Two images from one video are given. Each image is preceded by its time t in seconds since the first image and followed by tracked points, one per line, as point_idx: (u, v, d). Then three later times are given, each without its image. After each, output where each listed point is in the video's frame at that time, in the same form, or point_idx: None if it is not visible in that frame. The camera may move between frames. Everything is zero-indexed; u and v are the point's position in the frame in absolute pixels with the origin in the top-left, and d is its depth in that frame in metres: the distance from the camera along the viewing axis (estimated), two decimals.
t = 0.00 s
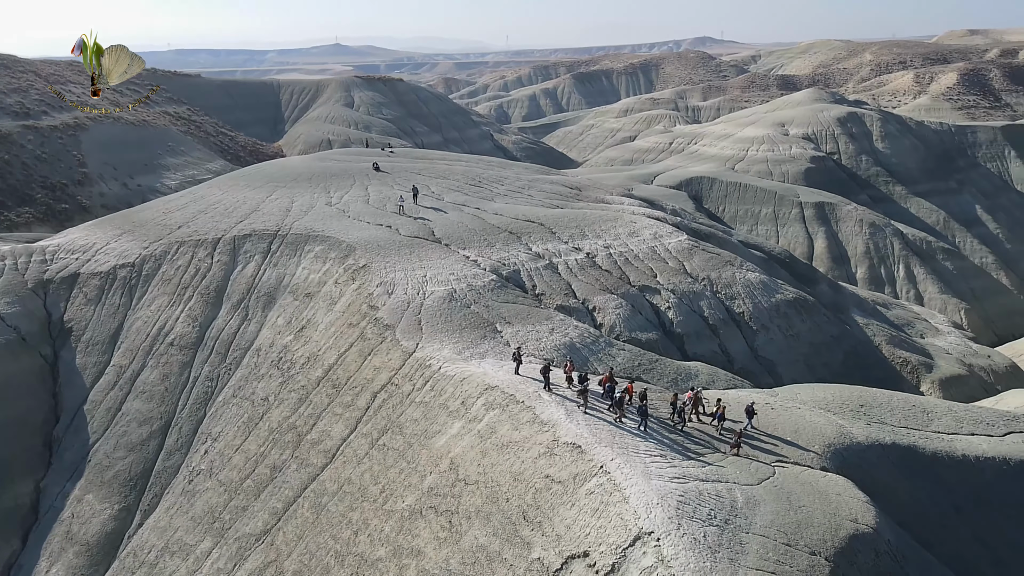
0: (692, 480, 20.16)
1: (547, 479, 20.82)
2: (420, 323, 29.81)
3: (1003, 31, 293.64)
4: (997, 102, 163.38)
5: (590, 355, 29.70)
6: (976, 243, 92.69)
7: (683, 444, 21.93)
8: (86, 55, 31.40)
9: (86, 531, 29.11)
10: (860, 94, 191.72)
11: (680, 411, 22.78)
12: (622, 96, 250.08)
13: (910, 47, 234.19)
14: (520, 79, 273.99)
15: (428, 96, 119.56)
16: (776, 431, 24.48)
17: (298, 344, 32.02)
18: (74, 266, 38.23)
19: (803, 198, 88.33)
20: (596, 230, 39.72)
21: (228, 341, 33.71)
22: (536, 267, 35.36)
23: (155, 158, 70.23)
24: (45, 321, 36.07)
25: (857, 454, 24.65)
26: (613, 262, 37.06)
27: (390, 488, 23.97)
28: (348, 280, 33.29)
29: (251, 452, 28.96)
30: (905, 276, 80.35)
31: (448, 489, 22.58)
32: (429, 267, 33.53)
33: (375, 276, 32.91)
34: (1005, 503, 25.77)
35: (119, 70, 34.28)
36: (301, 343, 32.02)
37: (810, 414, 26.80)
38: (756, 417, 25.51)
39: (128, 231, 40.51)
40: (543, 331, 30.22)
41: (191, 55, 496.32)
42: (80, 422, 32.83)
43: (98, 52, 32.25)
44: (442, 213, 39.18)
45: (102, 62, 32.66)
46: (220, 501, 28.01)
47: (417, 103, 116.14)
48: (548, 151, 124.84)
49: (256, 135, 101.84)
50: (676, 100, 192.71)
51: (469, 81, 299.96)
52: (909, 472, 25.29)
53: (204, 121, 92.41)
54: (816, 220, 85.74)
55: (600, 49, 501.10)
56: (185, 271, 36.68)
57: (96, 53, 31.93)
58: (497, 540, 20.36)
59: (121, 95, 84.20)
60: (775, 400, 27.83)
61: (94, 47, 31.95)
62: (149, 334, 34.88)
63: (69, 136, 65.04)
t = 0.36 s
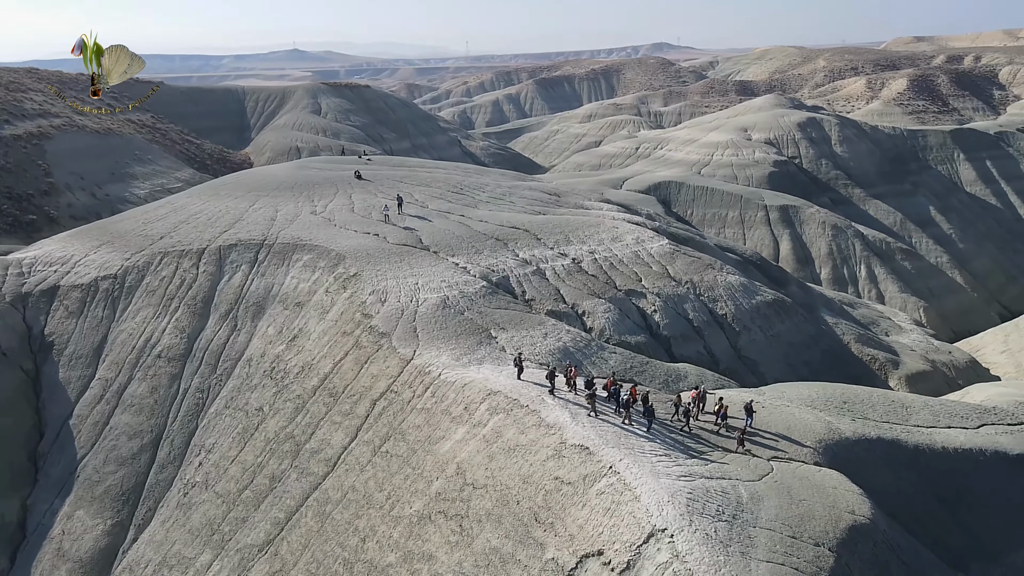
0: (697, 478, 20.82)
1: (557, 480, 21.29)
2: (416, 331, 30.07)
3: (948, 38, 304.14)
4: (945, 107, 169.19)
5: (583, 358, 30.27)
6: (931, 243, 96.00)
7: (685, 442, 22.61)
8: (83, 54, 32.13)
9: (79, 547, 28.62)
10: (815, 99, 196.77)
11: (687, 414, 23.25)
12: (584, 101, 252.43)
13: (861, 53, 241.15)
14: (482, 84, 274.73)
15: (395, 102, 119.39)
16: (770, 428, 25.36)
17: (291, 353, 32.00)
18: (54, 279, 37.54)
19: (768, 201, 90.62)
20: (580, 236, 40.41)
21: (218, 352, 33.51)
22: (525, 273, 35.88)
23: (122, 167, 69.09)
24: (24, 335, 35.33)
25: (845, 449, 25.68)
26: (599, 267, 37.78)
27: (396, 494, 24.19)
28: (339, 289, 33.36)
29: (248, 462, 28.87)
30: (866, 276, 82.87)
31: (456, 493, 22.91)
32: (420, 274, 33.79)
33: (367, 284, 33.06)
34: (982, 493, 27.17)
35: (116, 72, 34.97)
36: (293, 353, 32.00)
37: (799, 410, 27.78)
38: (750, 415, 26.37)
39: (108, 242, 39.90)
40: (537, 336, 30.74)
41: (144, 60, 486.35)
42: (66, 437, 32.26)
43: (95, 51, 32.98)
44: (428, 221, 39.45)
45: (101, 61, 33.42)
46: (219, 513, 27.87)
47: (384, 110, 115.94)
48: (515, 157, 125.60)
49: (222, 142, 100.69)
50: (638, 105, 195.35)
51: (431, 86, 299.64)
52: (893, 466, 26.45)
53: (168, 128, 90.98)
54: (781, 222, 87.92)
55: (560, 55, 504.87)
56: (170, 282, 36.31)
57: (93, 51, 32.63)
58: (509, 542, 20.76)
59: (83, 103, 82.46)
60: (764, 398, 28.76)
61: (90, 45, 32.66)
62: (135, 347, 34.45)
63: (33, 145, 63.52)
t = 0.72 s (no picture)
0: (704, 476, 21.41)
1: (566, 482, 21.70)
2: (411, 338, 30.23)
3: (894, 45, 314.35)
4: (896, 112, 174.79)
5: (577, 362, 30.78)
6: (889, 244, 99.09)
7: (687, 442, 23.24)
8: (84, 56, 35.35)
9: (70, 565, 28.06)
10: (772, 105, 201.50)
11: (691, 415, 23.84)
12: (546, 107, 254.17)
13: (814, 59, 247.57)
14: (444, 90, 274.51)
15: (361, 109, 118.88)
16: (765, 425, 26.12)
17: (283, 362, 31.85)
18: (31, 292, 36.68)
19: (734, 205, 92.58)
20: (564, 241, 40.98)
21: (207, 363, 33.18)
22: (513, 279, 36.29)
23: (88, 176, 67.75)
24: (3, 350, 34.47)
25: (835, 444, 26.61)
26: (585, 272, 38.38)
27: (403, 501, 24.33)
28: (330, 297, 33.31)
29: (245, 474, 28.67)
30: (830, 276, 85.18)
31: (464, 498, 23.15)
32: (412, 282, 33.96)
33: (359, 292, 33.08)
34: (961, 484, 28.42)
35: (116, 71, 38.23)
36: (286, 362, 31.84)
37: (789, 408, 28.67)
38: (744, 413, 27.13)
39: (86, 253, 39.12)
40: (531, 341, 31.16)
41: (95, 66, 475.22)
42: (51, 453, 31.59)
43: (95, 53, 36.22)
44: (414, 229, 39.59)
45: (101, 63, 36.70)
46: (217, 525, 27.62)
47: (351, 117, 115.40)
48: (483, 163, 126.01)
49: (186, 150, 99.30)
50: (601, 111, 197.53)
51: (393, 92, 298.39)
52: (879, 460, 27.51)
53: (131, 136, 89.27)
54: (747, 226, 89.86)
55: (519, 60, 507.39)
56: (154, 294, 35.78)
57: (93, 54, 35.85)
58: (522, 544, 21.10)
59: (44, 111, 80.50)
60: (755, 397, 29.58)
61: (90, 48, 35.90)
62: (120, 360, 33.87)
63: None
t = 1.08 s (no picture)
0: (709, 475, 21.87)
1: (575, 484, 21.98)
2: (407, 344, 30.27)
3: (849, 51, 322.69)
4: (853, 117, 179.36)
5: (572, 366, 31.14)
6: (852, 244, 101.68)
7: (690, 442, 23.72)
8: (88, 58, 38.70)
9: None
10: (734, 110, 205.15)
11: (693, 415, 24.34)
12: (511, 112, 255.22)
13: (773, 65, 252.66)
14: (409, 96, 273.75)
15: (330, 115, 118.14)
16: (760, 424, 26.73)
17: (276, 371, 31.61)
18: (9, 304, 35.77)
19: (704, 208, 94.15)
20: (550, 246, 41.39)
21: (196, 374, 32.75)
22: (503, 284, 36.55)
23: (55, 185, 66.30)
24: None
25: (827, 441, 27.38)
26: (572, 276, 38.81)
27: (408, 507, 24.36)
28: (321, 305, 33.15)
29: (242, 484, 28.40)
30: (798, 277, 87.13)
31: (471, 503, 23.30)
32: (403, 288, 33.99)
33: (351, 299, 32.98)
34: (945, 476, 29.45)
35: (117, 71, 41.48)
36: (278, 371, 31.60)
37: (780, 406, 29.39)
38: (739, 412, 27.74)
39: (64, 264, 38.28)
40: (526, 346, 31.44)
41: (46, 71, 463.72)
42: (36, 469, 30.85)
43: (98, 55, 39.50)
44: (401, 235, 39.60)
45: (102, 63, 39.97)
46: (215, 537, 27.32)
47: (320, 123, 114.64)
48: (453, 168, 126.13)
49: (151, 157, 97.76)
50: (567, 115, 199.07)
51: (357, 98, 296.58)
52: (867, 455, 28.40)
53: (96, 143, 87.48)
54: (717, 228, 91.46)
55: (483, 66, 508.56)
56: (138, 304, 35.17)
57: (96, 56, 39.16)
58: (533, 547, 21.32)
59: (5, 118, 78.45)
60: (746, 396, 30.25)
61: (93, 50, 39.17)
62: (105, 372, 33.21)
63: None
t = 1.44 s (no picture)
0: (714, 474, 22.27)
1: (584, 487, 22.19)
2: (402, 351, 30.17)
3: (800, 58, 331.05)
4: (807, 122, 183.95)
5: (564, 371, 31.38)
6: (813, 246, 104.25)
7: (693, 442, 24.16)
8: (86, 56, 43.26)
9: None
10: (692, 115, 208.63)
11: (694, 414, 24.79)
12: (473, 118, 255.38)
13: (728, 71, 257.71)
14: (369, 102, 272.00)
15: (294, 121, 116.91)
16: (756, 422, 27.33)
17: (267, 381, 31.20)
18: None
19: (671, 212, 95.54)
20: (535, 251, 41.66)
21: (183, 386, 32.11)
22: (491, 290, 36.66)
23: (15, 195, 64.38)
24: None
25: (818, 438, 28.11)
26: (558, 281, 39.12)
27: (414, 515, 24.29)
28: (311, 313, 32.81)
29: (238, 497, 27.96)
30: (763, 279, 89.03)
31: (478, 509, 23.35)
32: (393, 296, 33.87)
33: (341, 307, 32.72)
34: (927, 470, 30.50)
35: (117, 71, 46.15)
36: (270, 381, 31.18)
37: (770, 405, 30.06)
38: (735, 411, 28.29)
39: (38, 276, 37.16)
40: (519, 351, 31.61)
41: None
42: (17, 488, 29.86)
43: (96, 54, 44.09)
44: (386, 243, 39.40)
45: (101, 61, 44.53)
46: (212, 552, 26.84)
47: (284, 130, 113.35)
48: (419, 175, 125.76)
49: (111, 165, 95.66)
50: (529, 121, 200.06)
51: (316, 104, 293.65)
52: (855, 451, 29.24)
53: (53, 151, 85.11)
54: (684, 232, 92.94)
55: (442, 72, 508.17)
56: (120, 316, 34.33)
57: (94, 54, 43.66)
58: (544, 551, 21.45)
59: None
60: (738, 396, 30.83)
61: (91, 49, 43.76)
62: (87, 385, 32.31)
63: None
